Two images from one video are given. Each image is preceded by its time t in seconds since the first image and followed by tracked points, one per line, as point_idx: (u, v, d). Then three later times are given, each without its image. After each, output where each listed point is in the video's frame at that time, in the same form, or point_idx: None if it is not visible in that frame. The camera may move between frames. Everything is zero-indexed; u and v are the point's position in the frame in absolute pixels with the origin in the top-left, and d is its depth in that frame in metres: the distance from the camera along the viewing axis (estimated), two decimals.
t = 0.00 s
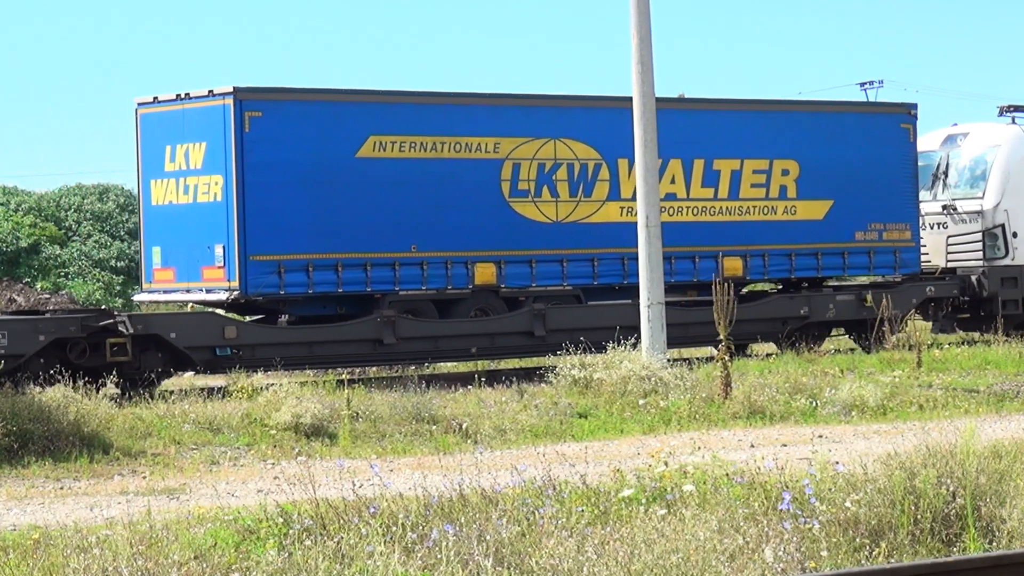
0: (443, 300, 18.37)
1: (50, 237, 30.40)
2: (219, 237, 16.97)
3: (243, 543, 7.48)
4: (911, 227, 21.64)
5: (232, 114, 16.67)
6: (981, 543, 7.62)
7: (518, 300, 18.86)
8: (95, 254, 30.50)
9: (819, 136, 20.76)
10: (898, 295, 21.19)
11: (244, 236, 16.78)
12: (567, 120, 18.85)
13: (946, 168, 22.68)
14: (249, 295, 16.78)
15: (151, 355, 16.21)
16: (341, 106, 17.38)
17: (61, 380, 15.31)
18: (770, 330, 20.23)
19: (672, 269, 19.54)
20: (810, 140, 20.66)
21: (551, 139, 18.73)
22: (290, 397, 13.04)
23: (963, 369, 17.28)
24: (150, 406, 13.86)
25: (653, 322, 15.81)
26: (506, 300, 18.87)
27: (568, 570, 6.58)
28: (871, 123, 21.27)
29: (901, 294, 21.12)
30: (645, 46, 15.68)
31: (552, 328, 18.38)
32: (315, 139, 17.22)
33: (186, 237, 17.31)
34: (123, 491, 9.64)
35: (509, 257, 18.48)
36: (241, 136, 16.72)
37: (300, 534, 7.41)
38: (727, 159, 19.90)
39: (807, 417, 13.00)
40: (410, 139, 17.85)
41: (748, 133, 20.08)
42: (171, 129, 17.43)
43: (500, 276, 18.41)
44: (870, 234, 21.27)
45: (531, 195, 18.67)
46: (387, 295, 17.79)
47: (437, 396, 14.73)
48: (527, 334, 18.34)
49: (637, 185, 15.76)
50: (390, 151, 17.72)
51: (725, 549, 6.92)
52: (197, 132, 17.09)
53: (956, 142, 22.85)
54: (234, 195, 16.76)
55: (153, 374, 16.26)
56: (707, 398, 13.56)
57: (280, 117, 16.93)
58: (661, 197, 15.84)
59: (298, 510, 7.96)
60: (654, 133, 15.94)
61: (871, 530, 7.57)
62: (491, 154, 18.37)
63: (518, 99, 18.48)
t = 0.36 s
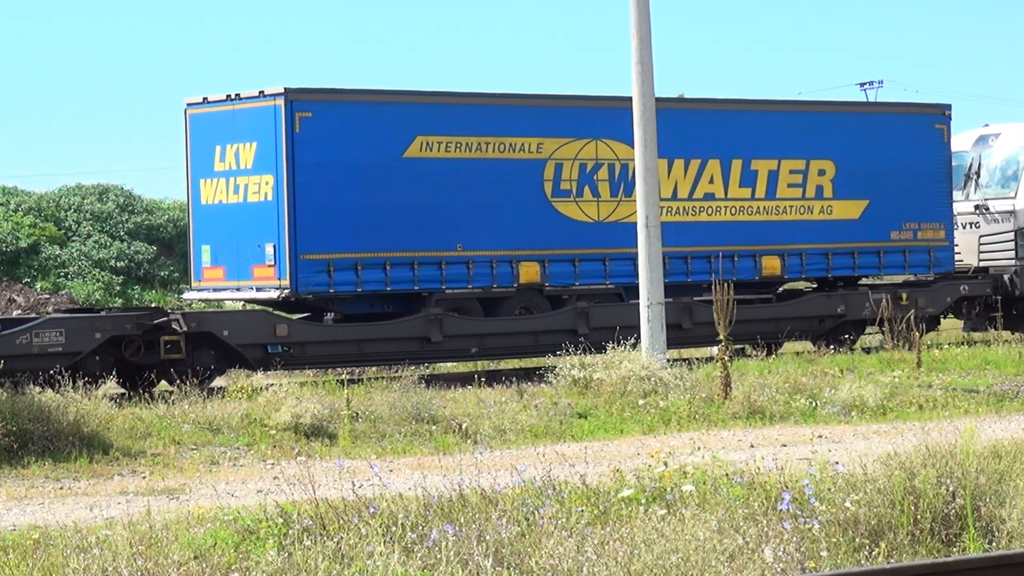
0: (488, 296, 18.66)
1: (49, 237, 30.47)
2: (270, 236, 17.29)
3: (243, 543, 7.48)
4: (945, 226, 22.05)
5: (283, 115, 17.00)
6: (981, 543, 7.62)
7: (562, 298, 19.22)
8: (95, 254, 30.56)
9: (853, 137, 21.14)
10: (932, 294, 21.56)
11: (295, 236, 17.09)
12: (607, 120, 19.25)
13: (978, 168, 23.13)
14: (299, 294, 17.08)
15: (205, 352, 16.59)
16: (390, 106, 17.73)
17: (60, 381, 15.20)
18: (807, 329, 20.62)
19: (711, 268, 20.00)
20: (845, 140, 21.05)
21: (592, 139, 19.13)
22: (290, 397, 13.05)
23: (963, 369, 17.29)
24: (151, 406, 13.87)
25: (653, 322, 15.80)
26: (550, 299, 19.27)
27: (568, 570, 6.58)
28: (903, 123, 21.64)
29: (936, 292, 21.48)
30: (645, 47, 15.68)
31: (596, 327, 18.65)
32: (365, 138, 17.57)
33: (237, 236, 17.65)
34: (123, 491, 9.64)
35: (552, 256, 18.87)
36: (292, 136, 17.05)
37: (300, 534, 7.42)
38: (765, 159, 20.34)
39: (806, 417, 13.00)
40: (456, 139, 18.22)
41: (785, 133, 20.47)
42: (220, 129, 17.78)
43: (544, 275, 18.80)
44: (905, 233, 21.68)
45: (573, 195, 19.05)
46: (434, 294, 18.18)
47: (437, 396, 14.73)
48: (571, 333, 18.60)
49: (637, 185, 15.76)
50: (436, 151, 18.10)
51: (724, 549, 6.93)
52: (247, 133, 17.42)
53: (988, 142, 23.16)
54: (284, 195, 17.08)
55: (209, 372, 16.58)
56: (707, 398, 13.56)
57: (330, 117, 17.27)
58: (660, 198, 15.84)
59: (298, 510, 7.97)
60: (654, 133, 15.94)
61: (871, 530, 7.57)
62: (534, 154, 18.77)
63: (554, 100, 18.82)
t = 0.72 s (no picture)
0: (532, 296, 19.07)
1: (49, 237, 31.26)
2: (319, 235, 17.61)
3: (243, 543, 7.48)
4: (978, 225, 22.39)
5: (332, 115, 17.30)
6: (981, 543, 7.61)
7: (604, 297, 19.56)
8: (95, 254, 30.72)
9: (890, 136, 21.44)
10: (966, 292, 22.06)
11: (346, 234, 17.39)
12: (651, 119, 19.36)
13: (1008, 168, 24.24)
14: (348, 291, 17.37)
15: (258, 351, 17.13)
16: (438, 106, 18.01)
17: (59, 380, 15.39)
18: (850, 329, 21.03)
19: (750, 267, 20.32)
20: (882, 140, 21.36)
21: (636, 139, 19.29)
22: (290, 397, 13.05)
23: (963, 369, 17.29)
24: (150, 406, 13.87)
25: (653, 322, 15.80)
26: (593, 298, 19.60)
27: (568, 569, 6.58)
28: (939, 123, 21.93)
29: (970, 289, 22.06)
30: (645, 47, 15.68)
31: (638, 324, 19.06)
32: (413, 139, 17.86)
33: (286, 234, 18.00)
34: (122, 491, 9.64)
35: (596, 254, 19.13)
36: (343, 136, 17.36)
37: (300, 534, 7.42)
38: (803, 159, 20.64)
39: (806, 417, 13.00)
40: (502, 139, 18.46)
41: (823, 133, 20.77)
42: (271, 129, 18.09)
43: (587, 273, 19.04)
44: (940, 232, 22.00)
45: (616, 194, 19.31)
46: (480, 292, 18.44)
47: (437, 396, 14.73)
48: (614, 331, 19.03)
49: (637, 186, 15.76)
50: (482, 150, 18.34)
51: (724, 549, 6.92)
52: (297, 133, 17.77)
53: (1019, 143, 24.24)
54: (334, 195, 17.35)
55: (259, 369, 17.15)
56: (706, 398, 13.56)
57: (380, 117, 17.56)
58: (660, 199, 15.83)
59: (298, 510, 7.96)
60: (654, 133, 15.92)
61: (871, 530, 7.57)
62: (579, 154, 18.99)
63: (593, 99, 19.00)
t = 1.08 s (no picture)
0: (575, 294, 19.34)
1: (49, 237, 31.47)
2: (368, 234, 18.09)
3: (243, 543, 7.48)
4: (1011, 224, 22.75)
5: (382, 115, 17.78)
6: (981, 543, 7.61)
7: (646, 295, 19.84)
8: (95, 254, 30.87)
9: (924, 136, 21.78)
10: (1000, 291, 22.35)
11: (394, 233, 17.86)
12: (691, 119, 19.70)
13: None
14: (397, 290, 17.83)
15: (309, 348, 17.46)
16: (484, 107, 18.45)
17: (59, 380, 15.38)
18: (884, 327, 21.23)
19: (789, 265, 20.67)
20: (917, 140, 21.71)
21: (677, 139, 19.64)
22: (290, 397, 13.07)
23: (963, 369, 17.29)
24: (151, 406, 13.88)
25: (653, 322, 15.80)
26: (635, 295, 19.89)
27: (568, 570, 6.57)
28: (972, 123, 22.27)
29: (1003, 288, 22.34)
30: (645, 48, 15.68)
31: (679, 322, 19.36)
32: (460, 139, 18.30)
33: (335, 233, 18.49)
34: (122, 491, 9.64)
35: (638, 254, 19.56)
36: (390, 136, 17.82)
37: (300, 534, 7.41)
38: (840, 159, 21.01)
39: (806, 417, 13.00)
40: (546, 139, 18.89)
41: (858, 134, 21.15)
42: (320, 129, 18.56)
43: (628, 271, 19.53)
44: (973, 232, 22.33)
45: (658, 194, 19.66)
46: (525, 290, 18.86)
47: (437, 396, 14.73)
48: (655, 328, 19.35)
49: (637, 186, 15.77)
50: (526, 151, 18.77)
51: (724, 549, 6.92)
52: (345, 133, 18.25)
53: None
54: (383, 195, 17.83)
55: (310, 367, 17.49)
56: (706, 398, 13.56)
57: (427, 118, 18.02)
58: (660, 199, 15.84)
59: (298, 510, 7.97)
60: (653, 133, 15.90)
61: (871, 530, 7.57)
62: (619, 154, 19.42)
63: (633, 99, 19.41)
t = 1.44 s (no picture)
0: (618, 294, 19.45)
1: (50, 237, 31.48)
2: (415, 234, 18.19)
3: (243, 543, 7.48)
4: None
5: (428, 116, 17.84)
6: (981, 543, 7.61)
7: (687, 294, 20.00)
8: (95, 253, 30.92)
9: (957, 136, 21.83)
10: None
11: (441, 233, 17.92)
12: (729, 120, 19.80)
13: None
14: (444, 289, 17.92)
15: (359, 345, 17.60)
16: (526, 107, 18.48)
17: (58, 380, 15.38)
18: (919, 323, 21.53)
19: (826, 264, 20.74)
20: (951, 139, 21.75)
21: (716, 139, 19.71)
22: (290, 397, 13.07)
23: (963, 369, 17.29)
24: (151, 406, 13.87)
25: (653, 322, 15.80)
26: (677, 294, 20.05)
27: (568, 570, 6.58)
28: (1003, 123, 22.36)
29: None
30: (645, 48, 15.68)
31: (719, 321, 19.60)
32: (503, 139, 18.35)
33: (382, 232, 18.65)
34: (123, 491, 9.64)
35: (678, 252, 19.57)
36: (437, 136, 17.90)
37: (300, 534, 7.41)
38: (876, 158, 21.04)
39: (806, 417, 13.00)
40: (588, 139, 18.94)
41: (893, 134, 21.21)
42: (365, 130, 18.71)
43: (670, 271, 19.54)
44: (1006, 231, 22.35)
45: (697, 193, 19.70)
46: (569, 289, 18.92)
47: (437, 396, 14.74)
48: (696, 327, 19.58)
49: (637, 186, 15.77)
50: (569, 151, 18.83)
51: (724, 549, 6.93)
52: (391, 133, 18.35)
53: None
54: (430, 195, 17.92)
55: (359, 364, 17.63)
56: (706, 398, 13.56)
57: (469, 118, 18.07)
58: (660, 199, 15.83)
59: (298, 510, 7.97)
60: (654, 132, 15.90)
61: (871, 530, 7.57)
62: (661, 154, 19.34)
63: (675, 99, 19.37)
